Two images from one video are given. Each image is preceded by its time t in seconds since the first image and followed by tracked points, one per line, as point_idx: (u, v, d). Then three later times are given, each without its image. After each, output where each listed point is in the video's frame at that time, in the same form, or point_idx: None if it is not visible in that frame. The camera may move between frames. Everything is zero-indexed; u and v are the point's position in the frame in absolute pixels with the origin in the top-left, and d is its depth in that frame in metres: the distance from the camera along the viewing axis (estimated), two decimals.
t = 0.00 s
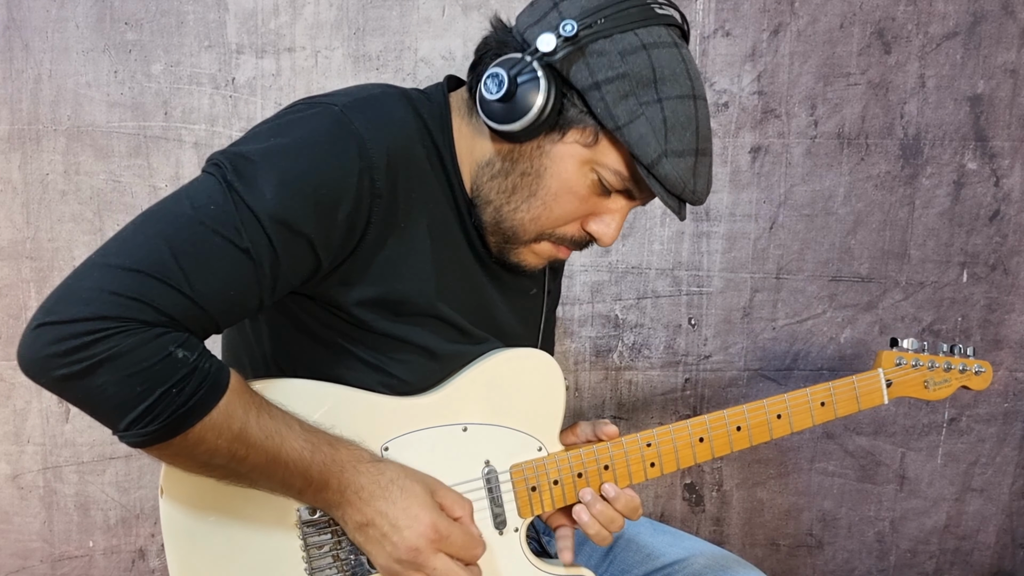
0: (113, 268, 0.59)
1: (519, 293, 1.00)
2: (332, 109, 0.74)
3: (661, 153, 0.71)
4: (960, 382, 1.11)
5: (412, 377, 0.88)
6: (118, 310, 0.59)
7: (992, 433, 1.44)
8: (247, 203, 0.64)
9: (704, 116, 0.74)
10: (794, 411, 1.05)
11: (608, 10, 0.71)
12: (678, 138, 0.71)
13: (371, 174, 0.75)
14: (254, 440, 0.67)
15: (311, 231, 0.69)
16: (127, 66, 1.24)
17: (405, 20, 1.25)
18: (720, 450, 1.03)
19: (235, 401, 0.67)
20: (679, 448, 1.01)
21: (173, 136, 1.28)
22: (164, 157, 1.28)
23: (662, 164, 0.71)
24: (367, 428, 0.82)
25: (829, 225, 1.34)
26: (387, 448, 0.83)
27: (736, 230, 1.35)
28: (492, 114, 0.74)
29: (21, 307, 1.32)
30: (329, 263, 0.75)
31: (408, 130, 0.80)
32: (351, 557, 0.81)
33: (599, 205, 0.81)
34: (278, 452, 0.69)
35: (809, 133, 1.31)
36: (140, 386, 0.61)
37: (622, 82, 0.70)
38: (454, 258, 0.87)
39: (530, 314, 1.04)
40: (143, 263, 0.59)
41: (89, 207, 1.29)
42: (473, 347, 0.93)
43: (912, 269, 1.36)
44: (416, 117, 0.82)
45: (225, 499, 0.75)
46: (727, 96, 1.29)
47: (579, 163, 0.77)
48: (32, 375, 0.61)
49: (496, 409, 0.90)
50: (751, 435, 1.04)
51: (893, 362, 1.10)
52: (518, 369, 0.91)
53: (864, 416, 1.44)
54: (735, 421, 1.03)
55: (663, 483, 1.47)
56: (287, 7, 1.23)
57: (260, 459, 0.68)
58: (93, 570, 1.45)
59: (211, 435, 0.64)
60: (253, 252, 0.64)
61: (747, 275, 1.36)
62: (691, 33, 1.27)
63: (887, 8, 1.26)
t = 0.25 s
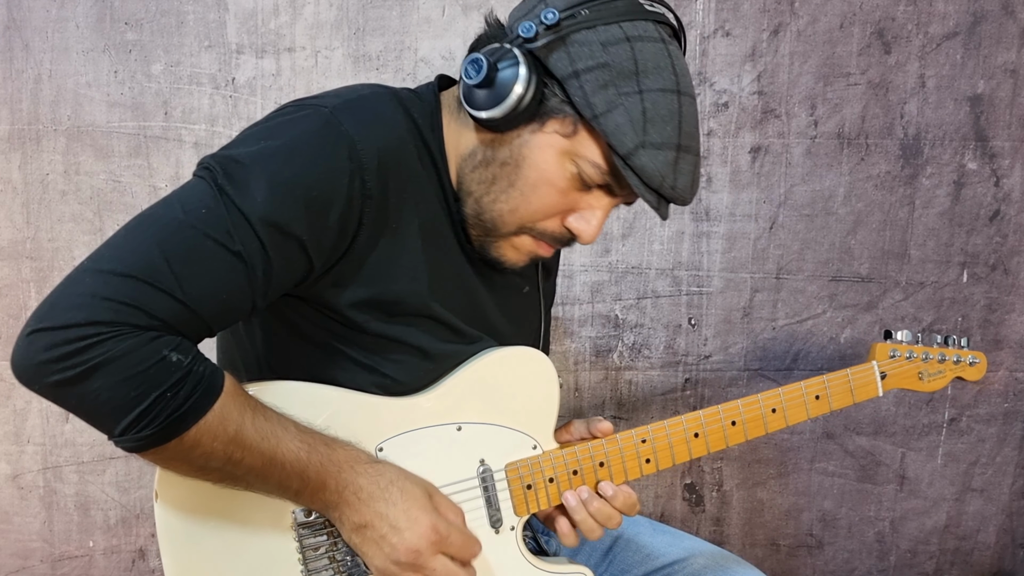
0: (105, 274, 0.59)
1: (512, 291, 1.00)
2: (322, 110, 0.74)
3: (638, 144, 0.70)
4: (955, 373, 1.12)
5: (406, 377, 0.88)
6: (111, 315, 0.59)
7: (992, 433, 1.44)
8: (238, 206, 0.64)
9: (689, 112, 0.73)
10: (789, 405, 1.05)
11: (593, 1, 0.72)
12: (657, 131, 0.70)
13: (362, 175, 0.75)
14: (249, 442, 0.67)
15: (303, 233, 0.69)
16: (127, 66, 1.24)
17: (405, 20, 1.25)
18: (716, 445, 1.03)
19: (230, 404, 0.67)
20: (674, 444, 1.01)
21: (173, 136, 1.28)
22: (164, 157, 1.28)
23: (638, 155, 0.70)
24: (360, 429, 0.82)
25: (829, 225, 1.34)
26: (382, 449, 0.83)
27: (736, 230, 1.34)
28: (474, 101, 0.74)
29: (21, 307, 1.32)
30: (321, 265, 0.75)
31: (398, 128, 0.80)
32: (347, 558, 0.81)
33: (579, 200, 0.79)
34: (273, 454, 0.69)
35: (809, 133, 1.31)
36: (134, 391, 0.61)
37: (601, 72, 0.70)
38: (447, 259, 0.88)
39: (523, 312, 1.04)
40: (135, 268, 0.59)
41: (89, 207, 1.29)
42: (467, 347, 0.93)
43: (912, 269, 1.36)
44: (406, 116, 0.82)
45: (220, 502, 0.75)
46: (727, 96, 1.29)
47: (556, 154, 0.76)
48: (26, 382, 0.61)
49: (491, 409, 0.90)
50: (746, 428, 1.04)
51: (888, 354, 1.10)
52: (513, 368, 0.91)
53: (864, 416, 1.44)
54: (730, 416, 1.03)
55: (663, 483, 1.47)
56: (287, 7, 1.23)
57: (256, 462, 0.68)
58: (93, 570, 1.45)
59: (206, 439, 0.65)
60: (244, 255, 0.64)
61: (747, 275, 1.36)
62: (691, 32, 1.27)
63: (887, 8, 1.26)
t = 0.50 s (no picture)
0: (91, 282, 0.59)
1: (502, 290, 1.00)
2: (307, 114, 0.74)
3: (622, 156, 0.70)
4: (955, 367, 1.11)
5: (398, 378, 0.88)
6: (97, 323, 0.59)
7: (992, 434, 1.44)
8: (224, 213, 0.64)
9: (675, 121, 0.73)
10: (786, 400, 1.05)
11: (581, 8, 0.71)
12: (642, 142, 0.70)
13: (348, 179, 0.75)
14: (240, 447, 0.67)
15: (290, 239, 0.69)
16: (127, 66, 1.25)
17: (405, 20, 1.25)
18: (713, 442, 1.03)
19: (219, 409, 0.67)
20: (671, 441, 1.01)
21: (173, 136, 1.28)
22: (165, 157, 1.28)
23: (622, 167, 0.70)
24: (353, 430, 0.82)
25: (829, 225, 1.34)
26: (376, 451, 0.83)
27: (735, 230, 1.34)
28: (460, 107, 0.75)
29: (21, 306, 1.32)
30: (310, 269, 0.75)
31: (385, 130, 0.80)
32: (342, 559, 0.81)
33: (564, 207, 0.80)
34: (266, 457, 0.69)
35: (809, 133, 1.30)
36: (122, 398, 0.61)
37: (587, 82, 0.70)
38: (437, 261, 0.88)
39: (515, 311, 1.05)
40: (121, 275, 0.59)
41: (89, 207, 1.29)
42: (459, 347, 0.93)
43: (912, 269, 1.36)
44: (394, 117, 0.82)
45: (214, 506, 0.75)
46: (727, 96, 1.29)
47: (542, 162, 0.77)
48: (16, 391, 0.61)
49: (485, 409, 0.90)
50: (743, 425, 1.04)
51: (886, 349, 1.10)
52: (505, 367, 0.92)
53: (864, 416, 1.44)
54: (726, 412, 1.03)
55: (663, 483, 1.47)
56: (287, 7, 1.24)
57: (247, 466, 0.68)
58: (93, 570, 1.45)
59: (196, 444, 0.65)
60: (231, 261, 0.64)
61: (747, 275, 1.36)
62: (691, 33, 1.27)
63: (887, 8, 1.26)
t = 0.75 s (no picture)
0: (81, 288, 0.60)
1: (497, 290, 1.00)
2: (297, 118, 0.74)
3: (620, 154, 0.70)
4: (953, 357, 1.11)
5: (393, 379, 0.88)
6: (88, 329, 0.59)
7: (992, 434, 1.44)
8: (213, 217, 0.64)
9: (671, 116, 0.73)
10: (783, 393, 1.05)
11: (573, 7, 0.71)
12: (639, 140, 0.70)
13: (338, 182, 0.75)
14: (231, 452, 0.67)
15: (280, 242, 0.69)
16: (127, 66, 1.25)
17: (405, 20, 1.25)
18: (709, 436, 1.03)
19: (211, 414, 0.67)
20: (667, 437, 1.01)
21: (173, 136, 1.28)
22: (165, 157, 1.28)
23: (621, 165, 0.70)
24: (347, 432, 0.82)
25: (829, 225, 1.34)
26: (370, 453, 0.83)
27: (736, 230, 1.34)
28: (455, 110, 0.74)
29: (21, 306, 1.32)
30: (302, 273, 0.75)
31: (376, 133, 0.80)
32: (339, 562, 0.81)
33: (562, 206, 0.80)
34: (257, 463, 0.69)
35: (809, 133, 1.30)
36: (113, 404, 0.62)
37: (582, 81, 0.70)
38: (430, 264, 0.88)
39: (510, 311, 1.05)
40: (110, 281, 0.60)
41: (89, 207, 1.29)
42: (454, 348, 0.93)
43: (912, 269, 1.36)
44: (385, 120, 0.82)
45: (210, 511, 0.75)
46: (727, 96, 1.29)
47: (538, 162, 0.77)
48: (8, 397, 0.62)
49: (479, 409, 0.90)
50: (740, 419, 1.04)
51: (883, 340, 1.10)
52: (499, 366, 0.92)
53: (864, 416, 1.44)
54: (723, 407, 1.03)
55: (663, 483, 1.47)
56: (287, 7, 1.24)
57: (239, 471, 0.68)
58: (93, 570, 1.45)
59: (188, 450, 0.64)
60: (221, 266, 0.64)
61: (747, 275, 1.36)
62: (691, 33, 1.27)
63: (887, 8, 1.26)
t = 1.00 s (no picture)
0: (76, 291, 0.60)
1: (495, 289, 1.00)
2: (290, 119, 0.74)
3: (611, 145, 0.70)
4: (959, 357, 1.11)
5: (391, 379, 0.88)
6: (82, 332, 0.59)
7: (992, 434, 1.44)
8: (207, 219, 0.64)
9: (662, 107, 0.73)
10: (786, 394, 1.05)
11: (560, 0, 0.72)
12: (630, 130, 0.70)
13: (332, 183, 0.75)
14: (228, 452, 0.67)
15: (275, 243, 0.69)
16: (127, 66, 1.25)
17: (405, 20, 1.25)
18: (711, 437, 1.03)
19: (206, 416, 0.67)
20: (668, 438, 1.01)
21: (173, 136, 1.28)
22: (165, 157, 1.28)
23: (612, 156, 0.70)
24: (346, 432, 0.82)
25: (829, 225, 1.34)
26: (370, 451, 0.83)
27: (736, 230, 1.34)
28: (445, 107, 0.74)
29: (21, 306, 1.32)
30: (297, 273, 0.75)
31: (370, 134, 0.80)
32: (338, 562, 0.81)
33: (555, 200, 0.80)
34: (254, 462, 0.69)
35: (809, 133, 1.30)
36: (108, 408, 0.62)
37: (570, 74, 0.70)
38: (426, 263, 0.88)
39: (508, 308, 1.05)
40: (104, 283, 0.59)
41: (89, 207, 1.29)
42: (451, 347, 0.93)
43: (912, 269, 1.36)
44: (379, 120, 0.82)
45: (208, 512, 0.75)
46: (727, 96, 1.29)
47: (530, 156, 0.77)
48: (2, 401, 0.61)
49: (478, 409, 0.90)
50: (743, 420, 1.04)
51: (888, 340, 1.10)
52: (498, 365, 0.91)
53: (865, 416, 1.44)
54: (725, 408, 1.03)
55: (663, 483, 1.47)
56: (287, 7, 1.24)
57: (236, 472, 0.68)
58: (93, 570, 1.45)
59: (184, 451, 0.65)
60: (216, 267, 0.64)
61: (747, 275, 1.36)
62: (691, 33, 1.27)
63: (888, 8, 1.26)
